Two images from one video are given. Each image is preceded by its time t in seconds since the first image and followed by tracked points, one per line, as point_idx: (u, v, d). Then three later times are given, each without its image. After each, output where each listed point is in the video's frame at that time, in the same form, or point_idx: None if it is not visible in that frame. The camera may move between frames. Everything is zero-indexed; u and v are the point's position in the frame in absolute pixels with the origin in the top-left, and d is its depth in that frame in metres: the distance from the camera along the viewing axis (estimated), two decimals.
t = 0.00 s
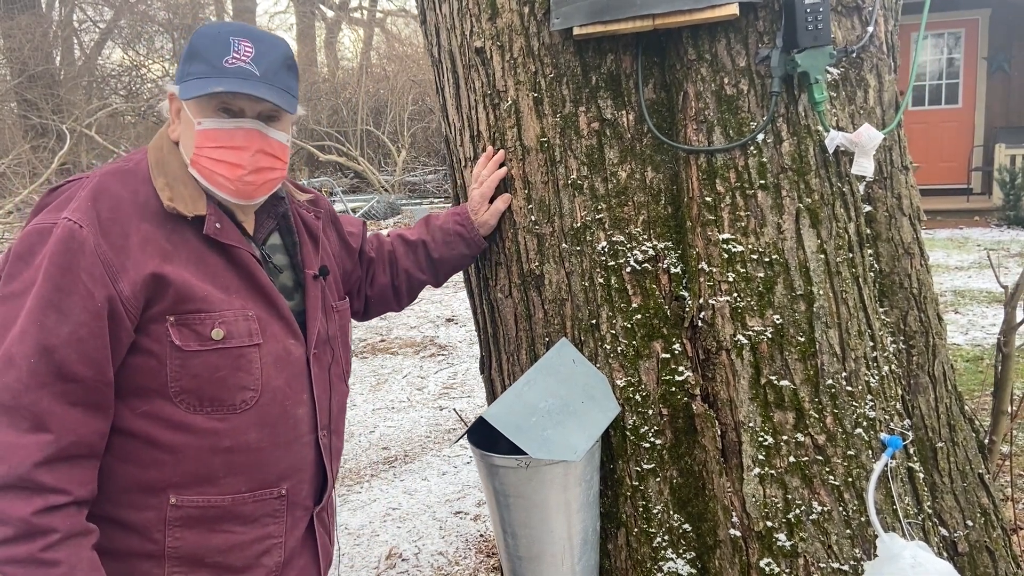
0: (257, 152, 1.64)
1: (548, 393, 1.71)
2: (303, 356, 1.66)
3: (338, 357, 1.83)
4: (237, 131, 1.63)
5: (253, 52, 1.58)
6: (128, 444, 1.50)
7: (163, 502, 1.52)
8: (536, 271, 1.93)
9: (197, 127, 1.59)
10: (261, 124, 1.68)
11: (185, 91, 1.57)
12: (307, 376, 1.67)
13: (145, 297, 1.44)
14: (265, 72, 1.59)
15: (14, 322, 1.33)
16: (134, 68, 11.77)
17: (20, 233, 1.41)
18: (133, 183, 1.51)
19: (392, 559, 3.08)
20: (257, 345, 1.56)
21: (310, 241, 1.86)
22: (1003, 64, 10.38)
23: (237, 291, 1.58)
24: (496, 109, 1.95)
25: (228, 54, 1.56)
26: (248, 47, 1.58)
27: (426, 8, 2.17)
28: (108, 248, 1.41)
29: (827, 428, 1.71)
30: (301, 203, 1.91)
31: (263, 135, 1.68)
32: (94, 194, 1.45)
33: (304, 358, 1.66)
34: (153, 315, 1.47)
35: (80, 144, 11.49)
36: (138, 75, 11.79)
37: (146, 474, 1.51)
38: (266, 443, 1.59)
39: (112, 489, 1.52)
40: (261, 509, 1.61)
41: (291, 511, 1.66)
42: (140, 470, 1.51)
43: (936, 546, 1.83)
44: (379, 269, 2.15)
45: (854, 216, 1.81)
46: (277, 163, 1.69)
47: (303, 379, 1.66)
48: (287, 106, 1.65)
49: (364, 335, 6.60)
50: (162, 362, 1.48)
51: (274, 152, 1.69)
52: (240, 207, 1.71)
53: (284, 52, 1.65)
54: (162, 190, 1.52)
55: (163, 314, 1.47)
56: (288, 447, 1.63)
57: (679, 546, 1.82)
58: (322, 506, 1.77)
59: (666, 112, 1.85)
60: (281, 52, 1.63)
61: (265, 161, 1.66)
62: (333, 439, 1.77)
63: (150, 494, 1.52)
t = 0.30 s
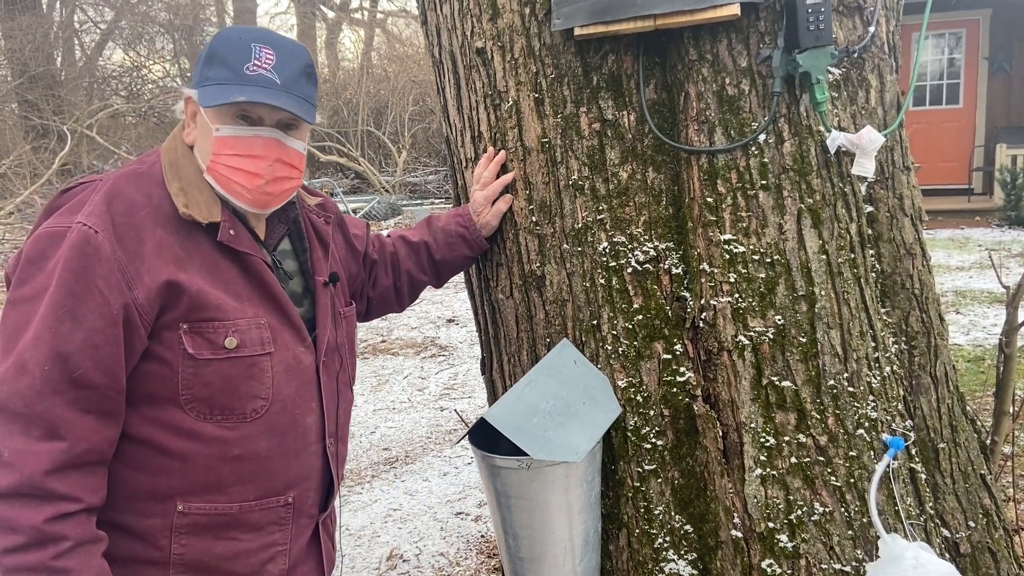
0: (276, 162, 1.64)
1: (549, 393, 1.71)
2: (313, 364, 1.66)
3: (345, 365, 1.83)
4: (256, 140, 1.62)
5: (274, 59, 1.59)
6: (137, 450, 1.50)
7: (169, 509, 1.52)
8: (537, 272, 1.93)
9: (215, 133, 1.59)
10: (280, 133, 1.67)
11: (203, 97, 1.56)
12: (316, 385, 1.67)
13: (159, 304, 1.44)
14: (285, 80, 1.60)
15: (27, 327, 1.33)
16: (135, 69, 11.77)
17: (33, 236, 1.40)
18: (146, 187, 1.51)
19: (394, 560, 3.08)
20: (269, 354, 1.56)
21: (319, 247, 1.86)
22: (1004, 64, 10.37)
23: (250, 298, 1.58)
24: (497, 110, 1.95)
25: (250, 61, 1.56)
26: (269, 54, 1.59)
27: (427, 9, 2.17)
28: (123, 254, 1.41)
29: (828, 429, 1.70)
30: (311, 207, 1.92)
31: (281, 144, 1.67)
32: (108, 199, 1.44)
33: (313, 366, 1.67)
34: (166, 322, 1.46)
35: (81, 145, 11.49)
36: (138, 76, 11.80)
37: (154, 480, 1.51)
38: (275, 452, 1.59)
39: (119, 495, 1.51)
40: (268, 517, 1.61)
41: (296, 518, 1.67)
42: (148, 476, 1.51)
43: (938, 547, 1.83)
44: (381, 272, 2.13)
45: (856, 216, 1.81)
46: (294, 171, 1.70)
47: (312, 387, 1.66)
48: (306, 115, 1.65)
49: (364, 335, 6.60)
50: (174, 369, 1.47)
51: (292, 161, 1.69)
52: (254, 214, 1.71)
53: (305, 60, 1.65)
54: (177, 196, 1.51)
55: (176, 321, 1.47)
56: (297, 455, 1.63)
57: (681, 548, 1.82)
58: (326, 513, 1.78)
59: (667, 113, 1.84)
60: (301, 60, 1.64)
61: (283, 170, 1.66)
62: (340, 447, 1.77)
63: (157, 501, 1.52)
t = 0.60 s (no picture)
0: (286, 167, 1.65)
1: (550, 393, 1.71)
2: (319, 368, 1.67)
3: (350, 368, 1.84)
4: (266, 145, 1.63)
5: (286, 64, 1.59)
6: (142, 453, 1.50)
7: (173, 512, 1.52)
8: (539, 273, 1.93)
9: (225, 137, 1.59)
10: (289, 138, 1.68)
11: (215, 100, 1.56)
12: (321, 389, 1.67)
13: (167, 307, 1.44)
14: (297, 85, 1.60)
15: (34, 329, 1.33)
16: (136, 70, 11.78)
17: (40, 238, 1.40)
18: (155, 189, 1.51)
19: (394, 561, 3.07)
20: (276, 358, 1.56)
21: (325, 250, 1.87)
22: (1004, 65, 10.37)
23: (257, 302, 1.58)
24: (498, 110, 1.95)
25: (262, 65, 1.57)
26: (281, 59, 1.59)
27: (428, 10, 2.17)
28: (131, 256, 1.41)
29: (830, 429, 1.70)
30: (317, 210, 1.92)
31: (290, 150, 1.68)
32: (117, 200, 1.44)
33: (319, 370, 1.67)
34: (174, 325, 1.46)
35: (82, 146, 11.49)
36: (139, 76, 11.80)
37: (159, 484, 1.51)
38: (280, 456, 1.59)
39: (122, 498, 1.52)
40: (272, 521, 1.61)
41: (300, 523, 1.67)
42: (153, 480, 1.51)
43: (939, 548, 1.82)
44: (383, 273, 2.14)
45: (857, 217, 1.81)
46: (304, 176, 1.70)
47: (318, 391, 1.66)
48: (317, 120, 1.65)
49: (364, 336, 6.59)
50: (181, 372, 1.47)
51: (301, 166, 1.69)
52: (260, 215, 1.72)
53: (317, 66, 1.66)
54: (185, 199, 1.51)
55: (184, 324, 1.47)
56: (302, 459, 1.63)
57: (682, 548, 1.82)
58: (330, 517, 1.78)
59: (668, 114, 1.84)
60: (313, 65, 1.64)
61: (292, 175, 1.67)
62: (343, 451, 1.78)
63: (161, 504, 1.52)
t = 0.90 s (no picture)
0: (289, 170, 1.65)
1: (551, 394, 1.72)
2: (321, 370, 1.67)
3: (352, 370, 1.84)
4: (269, 148, 1.63)
5: (290, 68, 1.60)
6: (145, 454, 1.50)
7: (176, 513, 1.53)
8: (540, 274, 1.93)
9: (228, 140, 1.60)
10: (293, 142, 1.68)
11: (219, 104, 1.57)
12: (323, 391, 1.68)
13: (170, 308, 1.44)
14: (301, 89, 1.61)
15: (39, 330, 1.34)
16: (138, 71, 11.80)
17: (45, 238, 1.40)
18: (159, 190, 1.51)
19: (395, 561, 3.08)
20: (279, 360, 1.56)
21: (328, 252, 1.87)
22: (1005, 66, 10.38)
23: (260, 303, 1.58)
24: (500, 112, 1.96)
25: (266, 69, 1.57)
26: (285, 63, 1.60)
27: (430, 11, 2.17)
28: (136, 258, 1.41)
29: (831, 430, 1.71)
30: (320, 212, 1.92)
31: (294, 153, 1.68)
32: (121, 202, 1.45)
33: (321, 372, 1.67)
34: (177, 326, 1.47)
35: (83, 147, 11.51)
36: (141, 77, 11.82)
37: (162, 485, 1.52)
38: (283, 458, 1.59)
39: (125, 499, 1.52)
40: (273, 523, 1.62)
41: (302, 524, 1.68)
42: (156, 481, 1.51)
43: (940, 548, 1.83)
44: (385, 275, 2.14)
45: (859, 218, 1.81)
46: (307, 179, 1.70)
47: (320, 393, 1.67)
48: (321, 124, 1.65)
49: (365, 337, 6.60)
50: (184, 374, 1.48)
51: (305, 169, 1.69)
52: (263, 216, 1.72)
53: (321, 69, 1.66)
54: (189, 200, 1.52)
55: (187, 326, 1.47)
56: (304, 461, 1.64)
57: (684, 548, 1.82)
58: (331, 519, 1.79)
59: (670, 115, 1.85)
60: (316, 69, 1.65)
61: (295, 179, 1.67)
62: (345, 452, 1.78)
63: (163, 506, 1.52)
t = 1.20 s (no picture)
0: (291, 171, 1.66)
1: (553, 395, 1.72)
2: (322, 371, 1.67)
3: (353, 371, 1.84)
4: (271, 149, 1.63)
5: (292, 69, 1.60)
6: (146, 454, 1.51)
7: (177, 513, 1.53)
8: (542, 275, 1.94)
9: (230, 141, 1.61)
10: (296, 143, 1.69)
11: (221, 105, 1.58)
12: (324, 391, 1.68)
13: (172, 309, 1.45)
14: (302, 90, 1.61)
15: (41, 330, 1.34)
16: (139, 72, 11.81)
17: (47, 239, 1.41)
18: (160, 191, 1.52)
19: (396, 562, 3.08)
20: (280, 360, 1.57)
21: (330, 253, 1.87)
22: (1006, 67, 10.39)
23: (261, 304, 1.59)
24: (502, 113, 1.96)
25: (268, 70, 1.58)
26: (287, 64, 1.60)
27: (433, 13, 2.18)
28: (138, 258, 1.42)
29: (833, 431, 1.71)
30: (322, 213, 1.92)
31: (296, 154, 1.69)
32: (123, 202, 1.45)
33: (322, 373, 1.68)
34: (179, 326, 1.47)
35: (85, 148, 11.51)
36: (143, 78, 11.83)
37: (163, 485, 1.52)
38: (284, 458, 1.60)
39: (127, 499, 1.53)
40: (274, 523, 1.62)
41: (303, 525, 1.68)
42: (158, 480, 1.52)
43: (941, 549, 1.83)
44: (388, 276, 2.14)
45: (860, 220, 1.82)
46: (309, 180, 1.71)
47: (321, 394, 1.67)
48: (323, 125, 1.66)
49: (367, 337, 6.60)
50: (185, 374, 1.48)
51: (306, 170, 1.70)
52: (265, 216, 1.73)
53: (322, 70, 1.67)
54: (191, 201, 1.52)
55: (189, 326, 1.48)
56: (305, 462, 1.64)
57: (685, 549, 1.83)
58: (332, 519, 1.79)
59: (672, 117, 1.85)
60: (318, 70, 1.65)
61: (297, 179, 1.67)
62: (346, 453, 1.78)
63: (165, 505, 1.53)
